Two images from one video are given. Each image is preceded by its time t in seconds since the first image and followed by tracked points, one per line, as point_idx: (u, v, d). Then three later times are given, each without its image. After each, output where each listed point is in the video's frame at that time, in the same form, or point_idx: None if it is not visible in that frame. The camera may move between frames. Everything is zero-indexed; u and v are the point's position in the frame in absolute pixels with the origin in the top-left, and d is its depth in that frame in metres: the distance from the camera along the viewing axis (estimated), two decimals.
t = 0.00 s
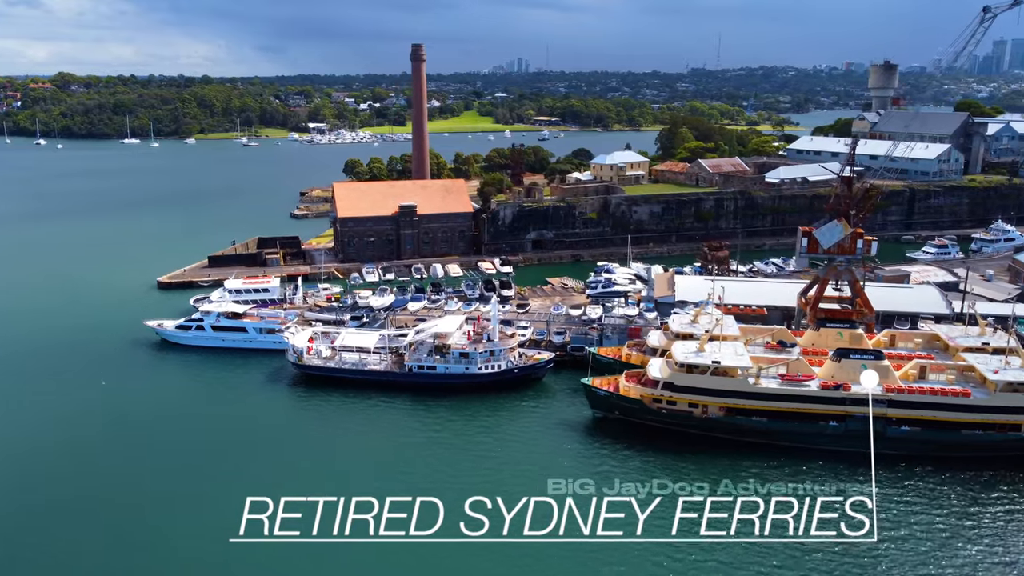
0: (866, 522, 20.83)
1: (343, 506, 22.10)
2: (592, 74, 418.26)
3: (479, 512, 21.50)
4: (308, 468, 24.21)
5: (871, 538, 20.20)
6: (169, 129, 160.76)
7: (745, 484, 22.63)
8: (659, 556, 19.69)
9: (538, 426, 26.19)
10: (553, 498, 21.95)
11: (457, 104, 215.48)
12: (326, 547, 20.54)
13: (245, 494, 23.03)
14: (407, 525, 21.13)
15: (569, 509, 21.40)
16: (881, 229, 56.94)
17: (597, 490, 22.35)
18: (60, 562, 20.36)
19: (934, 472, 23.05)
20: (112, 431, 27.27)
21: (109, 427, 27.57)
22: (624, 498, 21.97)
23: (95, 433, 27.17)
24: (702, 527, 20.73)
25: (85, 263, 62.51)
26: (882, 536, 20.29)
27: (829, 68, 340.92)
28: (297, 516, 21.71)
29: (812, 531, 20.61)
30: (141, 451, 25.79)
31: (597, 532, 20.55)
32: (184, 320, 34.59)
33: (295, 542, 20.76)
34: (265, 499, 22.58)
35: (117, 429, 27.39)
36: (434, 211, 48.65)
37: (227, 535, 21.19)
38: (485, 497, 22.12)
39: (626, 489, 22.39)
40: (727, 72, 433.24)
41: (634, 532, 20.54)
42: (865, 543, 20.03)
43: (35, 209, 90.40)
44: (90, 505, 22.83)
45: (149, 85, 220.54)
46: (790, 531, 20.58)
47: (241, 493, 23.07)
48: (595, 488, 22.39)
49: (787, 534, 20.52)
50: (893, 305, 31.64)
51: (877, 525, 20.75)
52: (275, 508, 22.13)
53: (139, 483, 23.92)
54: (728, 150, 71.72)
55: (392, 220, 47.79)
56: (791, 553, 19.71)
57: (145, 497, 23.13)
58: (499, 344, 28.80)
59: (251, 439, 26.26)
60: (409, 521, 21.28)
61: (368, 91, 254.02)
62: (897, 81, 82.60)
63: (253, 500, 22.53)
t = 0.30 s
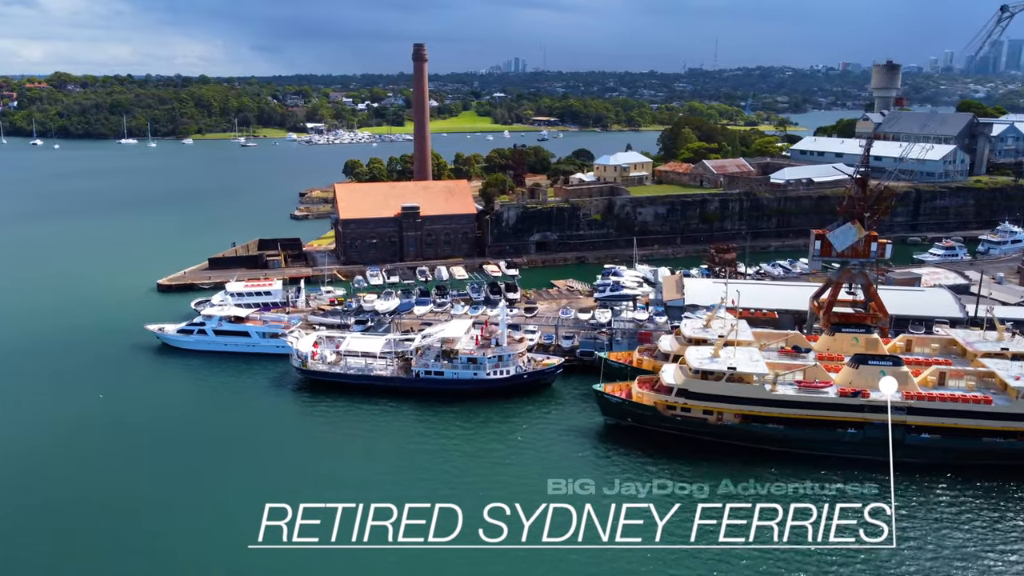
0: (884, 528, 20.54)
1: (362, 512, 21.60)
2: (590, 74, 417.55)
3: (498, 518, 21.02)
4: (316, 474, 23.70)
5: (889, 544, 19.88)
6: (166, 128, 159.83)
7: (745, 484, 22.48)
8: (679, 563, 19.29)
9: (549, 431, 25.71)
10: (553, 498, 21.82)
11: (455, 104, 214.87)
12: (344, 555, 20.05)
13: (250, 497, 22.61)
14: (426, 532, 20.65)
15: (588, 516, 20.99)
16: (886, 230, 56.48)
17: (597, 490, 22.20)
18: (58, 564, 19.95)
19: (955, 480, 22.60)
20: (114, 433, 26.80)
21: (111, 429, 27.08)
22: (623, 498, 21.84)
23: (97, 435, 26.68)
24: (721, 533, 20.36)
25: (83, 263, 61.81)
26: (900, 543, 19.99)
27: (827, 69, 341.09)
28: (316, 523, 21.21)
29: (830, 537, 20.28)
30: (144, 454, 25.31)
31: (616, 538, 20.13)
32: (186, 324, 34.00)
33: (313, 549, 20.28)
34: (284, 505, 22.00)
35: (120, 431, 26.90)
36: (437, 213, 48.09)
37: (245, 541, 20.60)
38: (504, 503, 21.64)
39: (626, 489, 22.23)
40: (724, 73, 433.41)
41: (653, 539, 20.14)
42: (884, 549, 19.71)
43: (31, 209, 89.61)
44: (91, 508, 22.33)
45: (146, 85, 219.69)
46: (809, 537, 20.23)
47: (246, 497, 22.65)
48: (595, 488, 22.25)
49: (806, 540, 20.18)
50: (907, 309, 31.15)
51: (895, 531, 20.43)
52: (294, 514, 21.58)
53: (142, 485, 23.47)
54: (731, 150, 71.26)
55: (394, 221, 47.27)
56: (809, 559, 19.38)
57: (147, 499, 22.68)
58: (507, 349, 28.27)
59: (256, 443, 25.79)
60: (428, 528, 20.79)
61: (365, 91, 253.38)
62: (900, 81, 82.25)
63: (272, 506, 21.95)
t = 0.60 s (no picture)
0: (905, 534, 20.18)
1: (382, 518, 21.16)
2: (588, 74, 417.36)
3: (518, 525, 20.62)
4: (324, 480, 23.24)
5: (910, 550, 19.55)
6: (163, 129, 159.02)
7: (744, 484, 22.37)
8: (700, 569, 18.92)
9: (561, 438, 25.23)
10: (553, 498, 21.77)
11: (454, 104, 214.34)
12: (364, 561, 19.64)
13: (254, 499, 22.41)
14: (446, 538, 20.24)
15: (609, 523, 20.60)
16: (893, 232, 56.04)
17: (596, 490, 22.12)
18: (60, 566, 19.79)
19: (978, 489, 22.14)
20: (117, 437, 26.41)
21: (113, 433, 26.71)
22: (623, 498, 21.74)
23: (100, 439, 26.26)
24: (742, 540, 19.98)
25: (81, 264, 61.14)
26: (921, 548, 19.65)
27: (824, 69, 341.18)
28: (337, 530, 20.77)
29: (851, 543, 19.92)
30: (148, 458, 24.96)
31: (637, 545, 19.75)
32: (188, 328, 33.42)
33: (333, 556, 19.87)
34: (304, 512, 21.54)
35: (123, 435, 26.52)
36: (440, 215, 47.58)
37: (265, 549, 20.12)
38: (524, 510, 21.23)
39: (626, 489, 22.13)
40: (721, 73, 433.62)
41: (673, 545, 19.77)
42: (905, 555, 19.37)
43: (28, 210, 88.90)
44: (95, 513, 22.00)
45: (143, 85, 218.83)
46: (829, 544, 19.87)
47: (250, 500, 22.39)
48: (595, 488, 22.18)
49: (827, 546, 19.81)
50: (921, 313, 30.70)
51: (916, 537, 20.08)
52: (313, 521, 21.11)
53: (145, 489, 23.19)
54: (734, 151, 70.85)
55: (397, 223, 46.79)
56: (830, 566, 19.04)
57: (148, 502, 22.50)
58: (517, 354, 27.77)
59: (262, 448, 25.34)
60: (449, 534, 20.38)
61: (364, 91, 252.69)
62: (903, 81, 81.96)
63: (292, 513, 21.50)
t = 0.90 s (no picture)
0: (926, 541, 19.84)
1: (404, 525, 20.81)
2: (585, 74, 416.91)
3: (539, 532, 20.28)
4: (333, 487, 22.78)
5: (931, 557, 19.21)
6: (161, 129, 158.30)
7: (744, 484, 22.28)
8: None
9: (573, 445, 24.74)
10: (552, 498, 21.76)
11: (452, 105, 213.88)
12: (385, 568, 19.30)
13: (256, 500, 22.24)
14: (467, 545, 19.92)
15: (630, 529, 20.27)
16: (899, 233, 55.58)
17: (596, 490, 22.07)
18: (60, 566, 19.63)
19: (1001, 497, 21.68)
20: (119, 440, 26.00)
21: (114, 435, 26.30)
22: (623, 499, 21.65)
23: (102, 443, 25.81)
24: (763, 546, 19.62)
25: (79, 265, 60.49)
26: (943, 555, 19.30)
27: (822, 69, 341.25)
28: (358, 536, 20.46)
29: (872, 550, 19.58)
30: (150, 461, 24.63)
31: (658, 551, 19.40)
32: (190, 332, 32.81)
33: (354, 563, 19.56)
34: (326, 517, 21.17)
35: (125, 438, 26.10)
36: (444, 216, 47.05)
37: (286, 555, 19.76)
38: (544, 516, 20.87)
39: (626, 489, 22.06)
40: (718, 73, 433.94)
41: (694, 552, 19.40)
42: (926, 563, 19.03)
43: (25, 210, 88.12)
44: (97, 516, 21.68)
45: (140, 85, 218.03)
46: (850, 550, 19.53)
47: (254, 502, 22.16)
48: (595, 488, 22.12)
49: (849, 552, 19.46)
50: (936, 317, 30.24)
51: (938, 545, 19.73)
52: (335, 527, 20.77)
53: (147, 490, 22.94)
54: (738, 151, 70.42)
55: (401, 225, 46.29)
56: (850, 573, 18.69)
57: (148, 502, 22.30)
58: (526, 359, 27.26)
59: (269, 453, 24.90)
60: (470, 541, 20.06)
61: (362, 91, 251.95)
62: (906, 82, 81.69)
63: (314, 519, 21.15)
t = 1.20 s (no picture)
0: (950, 548, 19.48)
1: (426, 532, 20.42)
2: (580, 73, 417.05)
3: (562, 539, 19.87)
4: (342, 494, 22.35)
5: (955, 565, 18.87)
6: (159, 129, 157.52)
7: (744, 484, 22.14)
8: None
9: (586, 451, 24.25)
10: (552, 498, 21.73)
11: (450, 106, 213.45)
12: None
13: (255, 502, 22.01)
14: (490, 552, 19.54)
15: (652, 536, 19.92)
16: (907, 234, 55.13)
17: (596, 490, 22.00)
18: (57, 563, 19.55)
19: None
20: (120, 443, 25.60)
21: (115, 439, 25.89)
22: (623, 499, 21.55)
23: (104, 446, 25.38)
24: (785, 553, 19.25)
25: (77, 266, 59.81)
26: (968, 563, 18.95)
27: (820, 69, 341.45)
28: (381, 543, 20.09)
29: (895, 557, 19.23)
30: (151, 462, 24.30)
31: (680, 558, 19.05)
32: (193, 337, 32.22)
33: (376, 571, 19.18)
34: (348, 525, 20.77)
35: (126, 441, 25.70)
36: (448, 218, 46.54)
37: (308, 561, 19.36)
38: (567, 523, 20.46)
39: (626, 489, 21.97)
40: (716, 73, 433.91)
41: (717, 559, 19.03)
42: (950, 570, 18.68)
43: (22, 211, 87.34)
44: (98, 520, 21.29)
45: (137, 85, 217.18)
46: (873, 557, 19.18)
47: (249, 502, 22.02)
48: (595, 488, 22.05)
49: (871, 559, 19.12)
50: (952, 320, 29.80)
51: (962, 551, 19.38)
52: (358, 535, 20.37)
53: (148, 494, 22.59)
54: (742, 152, 70.00)
55: (404, 227, 45.76)
56: None
57: (147, 500, 22.23)
58: (538, 365, 26.74)
59: (272, 457, 24.57)
60: (493, 548, 19.68)
61: (360, 91, 251.30)
62: (909, 82, 81.41)
63: (336, 526, 20.75)
